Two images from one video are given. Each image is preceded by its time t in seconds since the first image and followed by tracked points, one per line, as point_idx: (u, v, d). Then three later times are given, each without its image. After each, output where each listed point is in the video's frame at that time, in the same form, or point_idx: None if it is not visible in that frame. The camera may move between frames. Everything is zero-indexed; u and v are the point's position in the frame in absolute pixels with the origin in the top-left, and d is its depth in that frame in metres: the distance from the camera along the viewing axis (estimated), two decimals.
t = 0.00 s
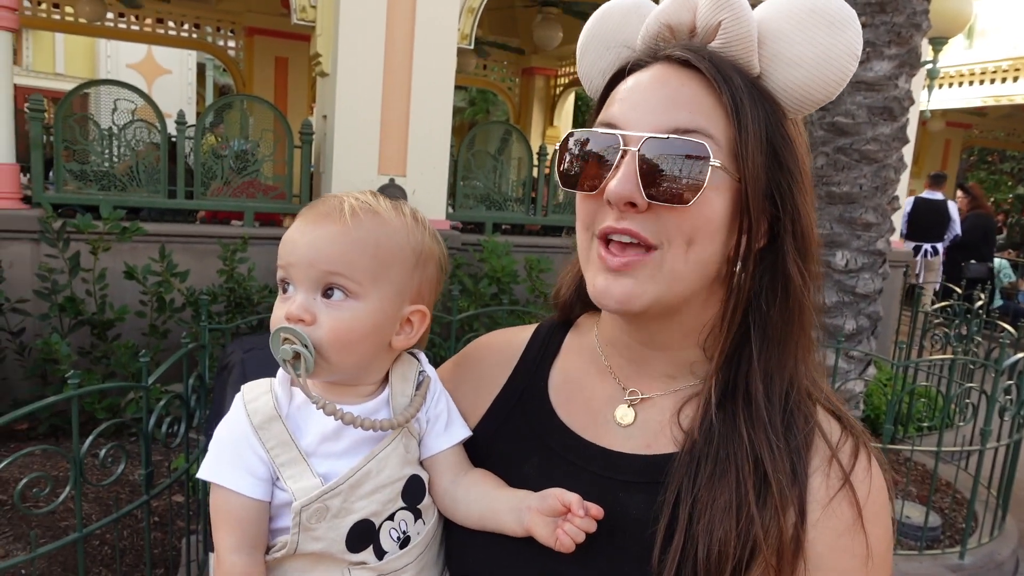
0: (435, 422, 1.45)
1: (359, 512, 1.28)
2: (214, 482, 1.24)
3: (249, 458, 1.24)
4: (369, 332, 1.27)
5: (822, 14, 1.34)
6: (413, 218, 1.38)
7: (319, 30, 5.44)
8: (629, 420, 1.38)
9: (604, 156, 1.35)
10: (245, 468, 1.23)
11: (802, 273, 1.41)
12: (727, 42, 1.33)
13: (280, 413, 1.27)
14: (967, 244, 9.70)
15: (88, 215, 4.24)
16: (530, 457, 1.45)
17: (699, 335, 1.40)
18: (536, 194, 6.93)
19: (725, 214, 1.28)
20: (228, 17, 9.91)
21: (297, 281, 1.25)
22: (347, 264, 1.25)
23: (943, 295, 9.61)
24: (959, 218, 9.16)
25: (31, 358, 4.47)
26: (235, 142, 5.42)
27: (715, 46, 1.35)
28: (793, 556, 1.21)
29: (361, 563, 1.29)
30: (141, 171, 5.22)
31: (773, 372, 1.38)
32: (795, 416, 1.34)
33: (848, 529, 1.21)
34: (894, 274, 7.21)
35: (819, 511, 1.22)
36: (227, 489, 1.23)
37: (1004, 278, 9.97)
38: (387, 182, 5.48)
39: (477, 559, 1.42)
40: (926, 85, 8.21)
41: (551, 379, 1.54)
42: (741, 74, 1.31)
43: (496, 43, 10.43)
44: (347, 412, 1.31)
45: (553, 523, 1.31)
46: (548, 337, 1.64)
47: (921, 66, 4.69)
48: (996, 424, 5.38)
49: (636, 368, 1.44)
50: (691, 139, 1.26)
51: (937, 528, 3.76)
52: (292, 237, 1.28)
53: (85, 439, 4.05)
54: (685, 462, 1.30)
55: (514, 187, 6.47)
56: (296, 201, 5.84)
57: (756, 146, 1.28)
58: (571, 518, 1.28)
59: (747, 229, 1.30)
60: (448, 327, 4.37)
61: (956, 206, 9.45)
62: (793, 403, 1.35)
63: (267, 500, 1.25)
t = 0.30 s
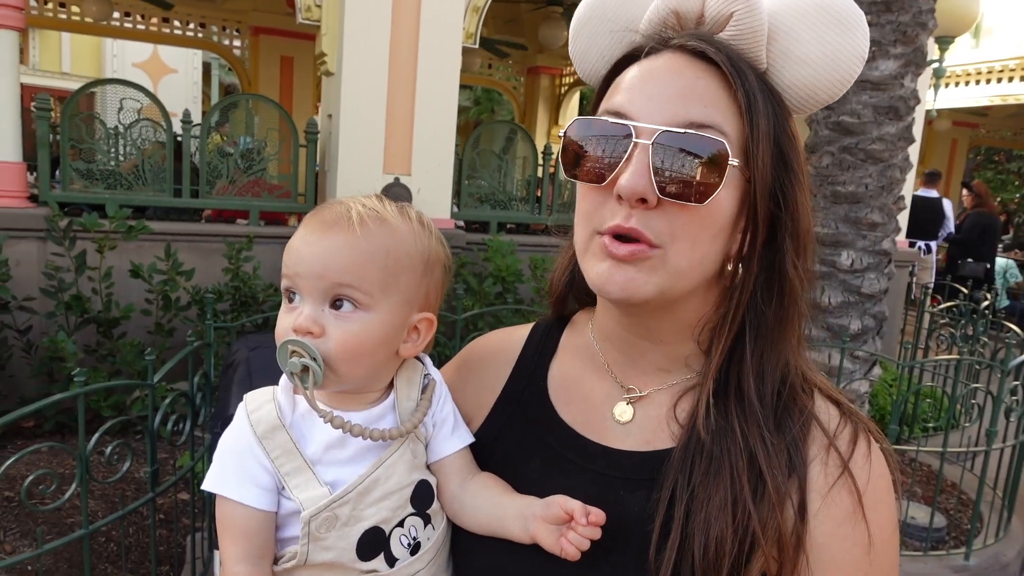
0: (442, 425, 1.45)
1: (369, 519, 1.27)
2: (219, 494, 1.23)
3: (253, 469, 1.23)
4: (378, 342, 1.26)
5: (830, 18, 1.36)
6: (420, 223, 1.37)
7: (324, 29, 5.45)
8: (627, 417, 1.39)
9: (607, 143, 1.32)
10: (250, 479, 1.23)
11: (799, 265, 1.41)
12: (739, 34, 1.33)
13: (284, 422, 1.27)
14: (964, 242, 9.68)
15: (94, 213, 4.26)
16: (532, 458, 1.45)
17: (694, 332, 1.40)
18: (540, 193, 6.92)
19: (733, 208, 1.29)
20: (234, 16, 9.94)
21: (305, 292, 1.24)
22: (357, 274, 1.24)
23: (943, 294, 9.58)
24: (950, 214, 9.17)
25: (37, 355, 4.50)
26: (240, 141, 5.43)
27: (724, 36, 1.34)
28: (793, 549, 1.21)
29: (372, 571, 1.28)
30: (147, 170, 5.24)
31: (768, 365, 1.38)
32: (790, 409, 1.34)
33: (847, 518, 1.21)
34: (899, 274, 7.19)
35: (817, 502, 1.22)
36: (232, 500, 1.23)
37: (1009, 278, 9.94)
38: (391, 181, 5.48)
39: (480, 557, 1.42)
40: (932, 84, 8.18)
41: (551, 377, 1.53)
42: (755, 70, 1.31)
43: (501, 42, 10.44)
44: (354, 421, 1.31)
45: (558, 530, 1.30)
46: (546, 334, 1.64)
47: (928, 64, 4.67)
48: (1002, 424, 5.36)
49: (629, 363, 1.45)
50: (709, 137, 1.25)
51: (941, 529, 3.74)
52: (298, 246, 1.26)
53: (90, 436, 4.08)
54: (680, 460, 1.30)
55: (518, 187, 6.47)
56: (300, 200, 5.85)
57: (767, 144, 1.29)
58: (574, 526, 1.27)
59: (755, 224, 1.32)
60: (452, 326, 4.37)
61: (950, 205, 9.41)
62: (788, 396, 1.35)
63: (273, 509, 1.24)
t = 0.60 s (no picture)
0: (438, 423, 1.46)
1: (369, 516, 1.28)
2: (216, 497, 1.24)
3: (251, 470, 1.24)
4: (372, 339, 1.27)
5: (833, 19, 1.38)
6: (412, 222, 1.38)
7: (321, 30, 5.45)
8: (626, 415, 1.40)
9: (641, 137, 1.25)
10: (249, 481, 1.23)
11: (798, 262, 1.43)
12: (755, 37, 1.31)
13: (281, 422, 1.27)
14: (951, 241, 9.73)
15: (92, 215, 4.26)
16: (531, 456, 1.46)
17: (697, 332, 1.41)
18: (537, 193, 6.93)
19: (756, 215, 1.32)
20: (230, 17, 9.94)
21: (299, 291, 1.25)
22: (351, 272, 1.25)
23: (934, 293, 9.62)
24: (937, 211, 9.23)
25: (35, 357, 4.50)
26: (238, 142, 5.44)
27: (740, 36, 1.32)
28: (795, 540, 1.22)
29: (374, 570, 1.28)
30: (144, 171, 5.24)
31: (766, 359, 1.40)
32: (789, 401, 1.35)
33: (849, 506, 1.22)
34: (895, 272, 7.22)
35: (818, 492, 1.23)
36: (231, 502, 1.23)
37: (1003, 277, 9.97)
38: (388, 182, 5.49)
39: (478, 552, 1.44)
40: (928, 83, 8.21)
41: (549, 374, 1.55)
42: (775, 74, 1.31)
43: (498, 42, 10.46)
44: (350, 419, 1.31)
45: (560, 521, 1.31)
46: (542, 334, 1.65)
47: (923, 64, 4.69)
48: (997, 422, 5.39)
49: (630, 360, 1.44)
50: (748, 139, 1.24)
51: (937, 526, 3.76)
52: (291, 245, 1.27)
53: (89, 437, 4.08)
54: (682, 456, 1.31)
55: (515, 187, 6.48)
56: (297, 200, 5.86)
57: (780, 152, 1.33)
58: (577, 516, 1.27)
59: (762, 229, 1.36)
60: (449, 326, 4.39)
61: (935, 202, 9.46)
62: (787, 389, 1.37)
63: (272, 511, 1.24)
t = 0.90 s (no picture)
0: (442, 421, 1.46)
1: (376, 517, 1.27)
2: (220, 499, 1.22)
3: (257, 471, 1.23)
4: (381, 335, 1.27)
5: (823, 3, 1.43)
6: (421, 221, 1.39)
7: (322, 30, 5.45)
8: (635, 410, 1.38)
9: (689, 130, 1.22)
10: (255, 482, 1.23)
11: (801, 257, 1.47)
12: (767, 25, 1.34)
13: (286, 420, 1.26)
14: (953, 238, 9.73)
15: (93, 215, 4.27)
16: (532, 454, 1.45)
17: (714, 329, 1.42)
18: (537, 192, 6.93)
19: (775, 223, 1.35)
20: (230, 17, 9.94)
21: (308, 284, 1.25)
22: (362, 266, 1.25)
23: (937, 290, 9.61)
24: (939, 208, 9.22)
25: (38, 357, 4.51)
26: (239, 142, 5.44)
27: (757, 27, 1.33)
28: (815, 514, 1.21)
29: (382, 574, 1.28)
30: (146, 171, 5.25)
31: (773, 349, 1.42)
32: (799, 386, 1.37)
33: (864, 481, 1.23)
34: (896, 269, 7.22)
35: (836, 470, 1.24)
36: (235, 503, 1.22)
37: (1004, 273, 9.97)
38: (389, 181, 5.50)
39: (482, 551, 1.44)
40: (928, 80, 8.20)
41: (549, 370, 1.54)
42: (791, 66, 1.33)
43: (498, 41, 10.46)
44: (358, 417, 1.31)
45: (562, 517, 1.31)
46: (543, 331, 1.65)
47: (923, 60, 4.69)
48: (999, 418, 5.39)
49: (642, 356, 1.43)
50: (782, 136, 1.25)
51: (939, 522, 3.76)
52: (301, 240, 1.27)
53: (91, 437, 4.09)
54: (698, 437, 1.31)
55: (516, 185, 6.48)
56: (298, 200, 5.87)
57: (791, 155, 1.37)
58: (578, 509, 1.28)
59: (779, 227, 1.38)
60: (451, 325, 4.40)
61: (936, 198, 9.45)
62: (795, 376, 1.39)
63: (277, 512, 1.24)
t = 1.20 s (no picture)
0: (439, 429, 1.45)
1: (375, 531, 1.26)
2: (213, 516, 1.20)
3: (251, 487, 1.21)
4: (379, 351, 1.24)
5: None
6: (417, 223, 1.34)
7: (322, 29, 5.44)
8: (634, 413, 1.37)
9: (683, 132, 1.21)
10: (249, 499, 1.21)
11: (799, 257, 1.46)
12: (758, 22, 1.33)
13: (280, 434, 1.24)
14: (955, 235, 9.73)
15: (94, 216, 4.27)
16: (530, 459, 1.44)
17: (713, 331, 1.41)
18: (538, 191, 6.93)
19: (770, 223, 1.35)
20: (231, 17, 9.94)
21: (301, 301, 1.21)
22: (358, 282, 1.21)
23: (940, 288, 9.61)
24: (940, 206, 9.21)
25: (40, 357, 4.51)
26: (239, 142, 5.43)
27: (748, 24, 1.32)
28: (817, 515, 1.21)
29: None
30: (147, 171, 5.25)
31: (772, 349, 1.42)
32: (799, 387, 1.37)
33: (866, 482, 1.22)
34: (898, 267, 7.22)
35: (838, 470, 1.24)
36: (229, 520, 1.20)
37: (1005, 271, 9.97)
38: (390, 181, 5.49)
39: (483, 556, 1.42)
40: (929, 78, 8.21)
41: (546, 374, 1.52)
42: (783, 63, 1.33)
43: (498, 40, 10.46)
44: (355, 432, 1.29)
45: (559, 532, 1.29)
46: (540, 335, 1.63)
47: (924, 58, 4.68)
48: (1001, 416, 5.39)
49: (643, 359, 1.41)
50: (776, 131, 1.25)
51: (942, 520, 3.76)
52: (293, 254, 1.22)
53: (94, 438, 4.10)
54: (698, 439, 1.31)
55: (517, 184, 6.48)
56: (299, 200, 5.87)
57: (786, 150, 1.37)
58: (575, 526, 1.26)
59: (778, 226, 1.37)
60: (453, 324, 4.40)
61: (938, 196, 9.44)
62: (795, 377, 1.39)
63: (272, 528, 1.22)
